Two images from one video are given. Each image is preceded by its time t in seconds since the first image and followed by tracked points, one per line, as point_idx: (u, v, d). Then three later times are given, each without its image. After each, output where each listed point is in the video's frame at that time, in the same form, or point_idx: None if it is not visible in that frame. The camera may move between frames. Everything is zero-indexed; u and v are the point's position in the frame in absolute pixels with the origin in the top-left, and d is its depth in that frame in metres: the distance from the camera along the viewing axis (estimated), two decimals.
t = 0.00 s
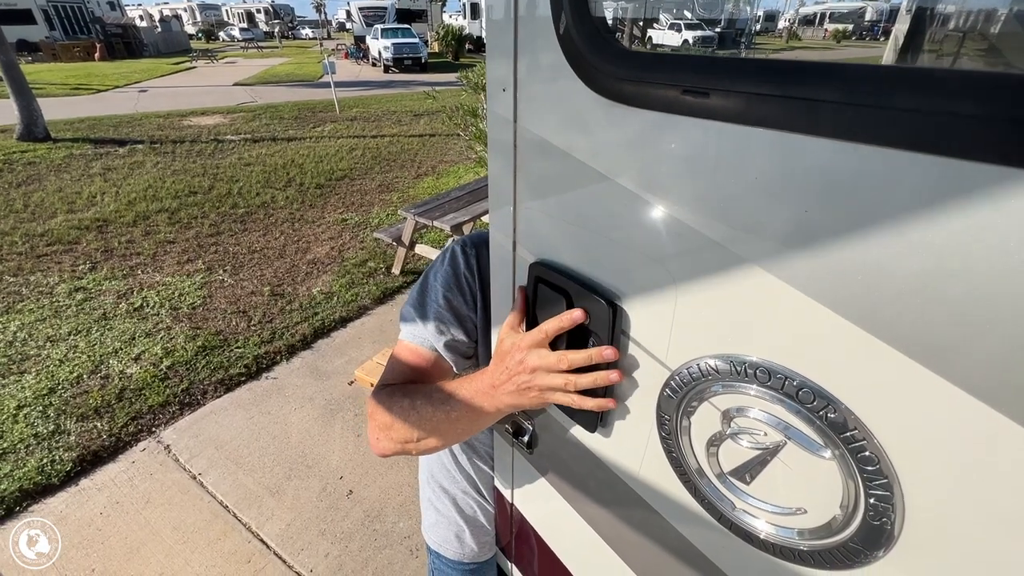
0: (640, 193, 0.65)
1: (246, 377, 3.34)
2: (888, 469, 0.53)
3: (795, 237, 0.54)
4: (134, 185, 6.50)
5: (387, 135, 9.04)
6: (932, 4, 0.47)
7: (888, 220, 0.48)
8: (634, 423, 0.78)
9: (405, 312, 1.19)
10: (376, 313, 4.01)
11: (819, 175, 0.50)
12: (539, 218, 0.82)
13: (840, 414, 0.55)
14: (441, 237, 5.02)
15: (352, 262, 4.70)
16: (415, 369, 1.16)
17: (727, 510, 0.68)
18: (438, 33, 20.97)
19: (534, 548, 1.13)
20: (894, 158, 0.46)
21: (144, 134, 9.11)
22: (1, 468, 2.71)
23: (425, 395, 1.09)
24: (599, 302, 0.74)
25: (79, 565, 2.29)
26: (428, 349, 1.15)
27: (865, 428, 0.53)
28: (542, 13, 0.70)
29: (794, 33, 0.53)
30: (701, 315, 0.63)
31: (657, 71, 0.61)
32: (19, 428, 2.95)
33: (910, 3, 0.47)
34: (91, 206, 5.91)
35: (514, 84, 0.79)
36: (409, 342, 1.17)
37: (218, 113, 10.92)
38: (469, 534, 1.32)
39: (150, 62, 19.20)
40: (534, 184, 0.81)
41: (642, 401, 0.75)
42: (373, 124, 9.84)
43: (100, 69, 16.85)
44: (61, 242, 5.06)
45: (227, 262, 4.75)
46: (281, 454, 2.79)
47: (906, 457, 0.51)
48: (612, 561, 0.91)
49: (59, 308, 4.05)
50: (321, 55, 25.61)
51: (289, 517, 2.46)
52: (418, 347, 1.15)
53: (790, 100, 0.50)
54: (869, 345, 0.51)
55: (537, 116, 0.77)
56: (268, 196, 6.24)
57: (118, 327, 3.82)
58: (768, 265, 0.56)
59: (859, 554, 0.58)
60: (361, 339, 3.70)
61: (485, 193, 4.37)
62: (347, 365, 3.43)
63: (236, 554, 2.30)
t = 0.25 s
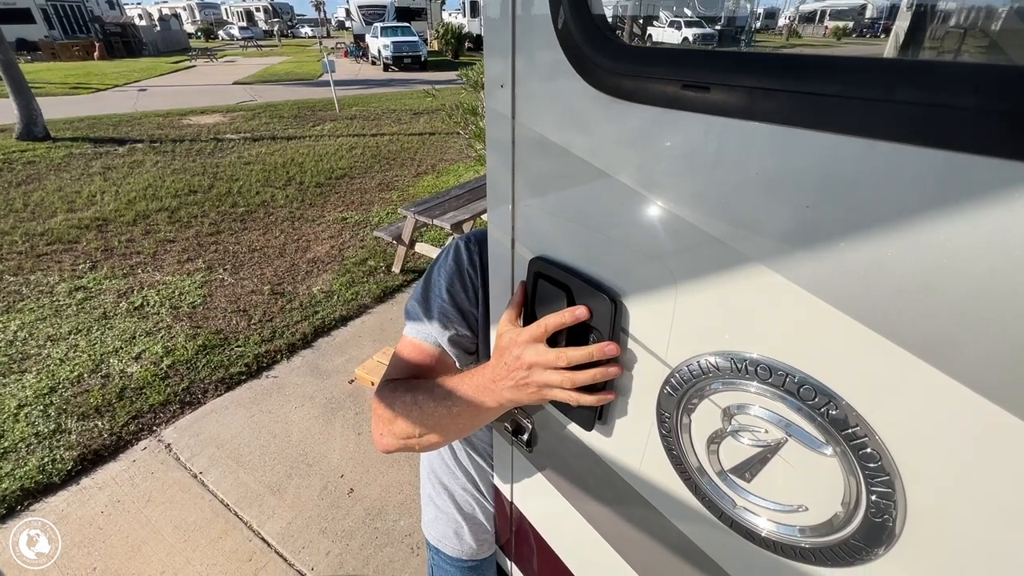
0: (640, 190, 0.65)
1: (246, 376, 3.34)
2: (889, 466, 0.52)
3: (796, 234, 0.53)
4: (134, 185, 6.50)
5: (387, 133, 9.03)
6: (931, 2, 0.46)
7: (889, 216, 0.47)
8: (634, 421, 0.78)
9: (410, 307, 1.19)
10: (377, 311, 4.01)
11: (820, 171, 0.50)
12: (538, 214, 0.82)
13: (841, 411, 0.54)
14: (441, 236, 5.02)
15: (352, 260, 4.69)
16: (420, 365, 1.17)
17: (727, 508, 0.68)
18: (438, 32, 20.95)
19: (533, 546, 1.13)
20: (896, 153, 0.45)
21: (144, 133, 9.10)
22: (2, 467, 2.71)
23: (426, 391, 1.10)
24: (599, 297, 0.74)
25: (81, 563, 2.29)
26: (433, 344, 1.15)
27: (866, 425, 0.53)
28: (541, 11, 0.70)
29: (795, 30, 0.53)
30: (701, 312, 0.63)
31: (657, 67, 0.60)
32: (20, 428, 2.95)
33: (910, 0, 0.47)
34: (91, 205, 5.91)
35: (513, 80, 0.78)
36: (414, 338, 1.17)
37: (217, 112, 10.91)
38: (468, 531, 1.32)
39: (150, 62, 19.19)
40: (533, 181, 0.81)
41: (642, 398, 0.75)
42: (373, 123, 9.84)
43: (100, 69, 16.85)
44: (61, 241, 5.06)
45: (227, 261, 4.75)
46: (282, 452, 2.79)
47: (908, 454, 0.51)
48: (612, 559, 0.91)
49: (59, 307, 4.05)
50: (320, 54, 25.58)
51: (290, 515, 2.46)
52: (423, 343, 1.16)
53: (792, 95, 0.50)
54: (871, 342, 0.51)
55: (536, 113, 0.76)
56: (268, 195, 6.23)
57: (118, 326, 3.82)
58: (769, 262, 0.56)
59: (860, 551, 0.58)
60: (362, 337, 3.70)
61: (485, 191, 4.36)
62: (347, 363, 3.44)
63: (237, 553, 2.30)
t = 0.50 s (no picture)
0: (640, 189, 0.65)
1: (247, 375, 3.35)
2: (890, 464, 0.53)
3: (797, 232, 0.53)
4: (134, 184, 6.50)
5: (386, 132, 9.03)
6: None
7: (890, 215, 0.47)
8: (635, 420, 0.78)
9: (413, 307, 1.19)
10: (377, 310, 4.01)
11: (821, 169, 0.50)
12: (538, 214, 0.82)
13: (842, 410, 0.54)
14: (441, 235, 5.02)
15: (352, 260, 4.69)
16: (423, 366, 1.17)
17: (728, 506, 0.68)
18: (438, 30, 20.93)
19: (534, 546, 1.13)
20: (897, 152, 0.45)
21: (144, 132, 9.10)
22: (4, 467, 2.71)
23: (430, 392, 1.10)
24: (597, 301, 0.74)
25: (82, 563, 2.29)
26: (437, 345, 1.15)
27: (867, 423, 0.53)
28: (541, 10, 0.70)
29: (795, 28, 0.53)
30: (702, 312, 0.63)
31: (657, 65, 0.60)
32: (21, 427, 2.95)
33: None
34: (91, 205, 5.91)
35: (513, 79, 0.78)
36: (418, 338, 1.17)
37: (217, 111, 10.90)
38: (469, 530, 1.32)
39: (149, 61, 19.18)
40: (533, 180, 0.81)
41: (642, 397, 0.75)
42: (373, 122, 9.83)
43: (100, 68, 16.85)
44: (61, 241, 5.06)
45: (227, 260, 4.75)
46: (283, 451, 2.79)
47: (908, 452, 0.51)
48: (612, 558, 0.91)
49: (60, 307, 4.05)
50: (320, 53, 25.55)
51: (291, 514, 2.46)
52: (427, 344, 1.16)
53: (792, 94, 0.50)
54: (871, 341, 0.51)
55: (536, 112, 0.76)
56: (268, 194, 6.23)
57: (119, 326, 3.82)
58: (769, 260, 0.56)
59: (860, 549, 0.58)
60: (362, 337, 3.70)
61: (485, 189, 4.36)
62: (348, 362, 3.44)
63: (239, 552, 2.31)
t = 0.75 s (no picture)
0: (640, 189, 0.65)
1: (248, 374, 3.35)
2: (891, 464, 0.53)
3: (797, 232, 0.53)
4: (134, 184, 6.50)
5: (386, 132, 9.03)
6: None
7: (890, 215, 0.47)
8: (635, 420, 0.78)
9: (414, 309, 1.19)
10: (377, 310, 4.01)
11: (821, 169, 0.50)
12: (538, 214, 0.82)
13: (842, 410, 0.55)
14: (441, 234, 5.02)
15: (352, 259, 4.70)
16: (424, 368, 1.17)
17: (728, 506, 0.68)
18: (438, 30, 20.92)
19: (534, 545, 1.13)
20: (898, 152, 0.45)
21: (144, 132, 9.10)
22: (5, 466, 2.71)
23: (430, 394, 1.10)
24: (597, 300, 0.74)
25: (83, 562, 2.30)
26: (439, 348, 1.16)
27: (867, 423, 0.53)
28: (541, 9, 0.70)
29: (795, 27, 0.53)
30: (702, 312, 0.63)
31: (658, 65, 0.60)
32: (22, 427, 2.95)
33: None
34: (92, 205, 5.91)
35: (512, 79, 0.78)
36: (419, 340, 1.17)
37: (217, 111, 10.90)
38: (469, 530, 1.32)
39: (149, 61, 19.18)
40: (533, 180, 0.80)
41: (643, 398, 0.75)
42: (373, 121, 9.83)
43: (100, 68, 16.86)
44: (61, 241, 5.06)
45: (227, 260, 4.75)
46: (283, 451, 2.79)
47: (909, 452, 0.51)
48: (612, 557, 0.91)
49: (61, 306, 4.06)
50: (320, 52, 25.54)
51: (292, 514, 2.47)
52: (429, 346, 1.16)
53: (792, 94, 0.50)
54: (871, 341, 0.51)
55: (536, 112, 0.76)
56: (268, 194, 6.24)
57: (120, 325, 3.82)
58: (770, 260, 0.56)
59: (861, 549, 0.58)
60: (363, 336, 3.70)
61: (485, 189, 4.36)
62: (349, 362, 3.44)
63: (240, 551, 2.31)
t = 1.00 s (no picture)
0: (635, 191, 0.65)
1: (248, 374, 3.35)
2: (890, 466, 0.52)
3: (795, 234, 0.53)
4: (135, 184, 6.50)
5: (387, 132, 9.03)
6: None
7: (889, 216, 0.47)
8: (633, 421, 0.78)
9: (415, 311, 1.19)
10: (378, 310, 4.01)
11: (820, 169, 0.50)
12: (533, 215, 0.82)
13: (840, 411, 0.54)
14: (441, 234, 5.02)
15: (352, 259, 4.70)
16: (425, 369, 1.16)
17: (726, 508, 0.68)
18: (438, 30, 20.91)
19: (532, 546, 1.13)
20: (896, 155, 0.45)
21: (144, 132, 9.10)
22: (6, 466, 2.72)
23: (431, 395, 1.10)
24: (594, 304, 0.74)
25: (84, 563, 2.30)
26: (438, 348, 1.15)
27: (865, 425, 0.53)
28: (537, 9, 0.69)
29: (795, 26, 0.52)
30: (699, 313, 0.63)
31: (654, 66, 0.60)
32: (23, 427, 2.95)
33: None
34: (92, 205, 5.91)
35: (507, 80, 0.78)
36: (419, 341, 1.17)
37: (217, 111, 10.91)
38: (468, 530, 1.32)
39: (150, 61, 19.18)
40: (529, 181, 0.80)
41: (640, 399, 0.75)
42: (374, 121, 9.83)
43: (100, 68, 16.87)
44: (62, 241, 5.07)
45: (228, 260, 4.76)
46: (284, 451, 2.79)
47: (906, 454, 0.51)
48: (611, 559, 0.91)
49: (62, 307, 4.06)
50: (320, 52, 25.54)
51: (293, 514, 2.47)
52: (429, 347, 1.16)
53: (790, 95, 0.50)
54: (869, 342, 0.51)
55: (531, 113, 0.76)
56: (269, 194, 6.24)
57: (120, 326, 3.83)
58: (768, 262, 0.55)
59: (860, 551, 0.57)
60: (363, 336, 3.71)
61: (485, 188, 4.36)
62: (349, 361, 3.44)
63: (240, 551, 2.31)
